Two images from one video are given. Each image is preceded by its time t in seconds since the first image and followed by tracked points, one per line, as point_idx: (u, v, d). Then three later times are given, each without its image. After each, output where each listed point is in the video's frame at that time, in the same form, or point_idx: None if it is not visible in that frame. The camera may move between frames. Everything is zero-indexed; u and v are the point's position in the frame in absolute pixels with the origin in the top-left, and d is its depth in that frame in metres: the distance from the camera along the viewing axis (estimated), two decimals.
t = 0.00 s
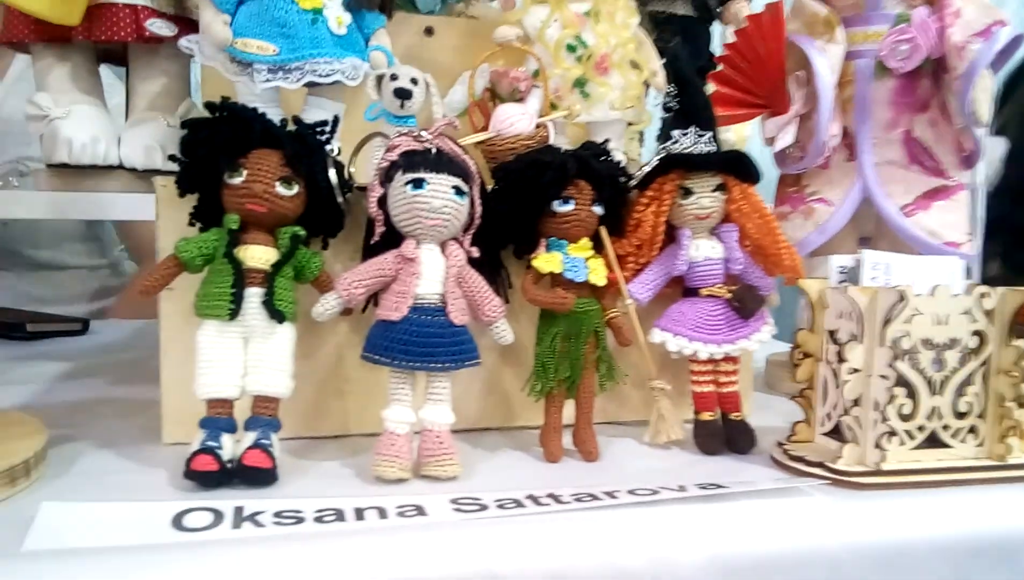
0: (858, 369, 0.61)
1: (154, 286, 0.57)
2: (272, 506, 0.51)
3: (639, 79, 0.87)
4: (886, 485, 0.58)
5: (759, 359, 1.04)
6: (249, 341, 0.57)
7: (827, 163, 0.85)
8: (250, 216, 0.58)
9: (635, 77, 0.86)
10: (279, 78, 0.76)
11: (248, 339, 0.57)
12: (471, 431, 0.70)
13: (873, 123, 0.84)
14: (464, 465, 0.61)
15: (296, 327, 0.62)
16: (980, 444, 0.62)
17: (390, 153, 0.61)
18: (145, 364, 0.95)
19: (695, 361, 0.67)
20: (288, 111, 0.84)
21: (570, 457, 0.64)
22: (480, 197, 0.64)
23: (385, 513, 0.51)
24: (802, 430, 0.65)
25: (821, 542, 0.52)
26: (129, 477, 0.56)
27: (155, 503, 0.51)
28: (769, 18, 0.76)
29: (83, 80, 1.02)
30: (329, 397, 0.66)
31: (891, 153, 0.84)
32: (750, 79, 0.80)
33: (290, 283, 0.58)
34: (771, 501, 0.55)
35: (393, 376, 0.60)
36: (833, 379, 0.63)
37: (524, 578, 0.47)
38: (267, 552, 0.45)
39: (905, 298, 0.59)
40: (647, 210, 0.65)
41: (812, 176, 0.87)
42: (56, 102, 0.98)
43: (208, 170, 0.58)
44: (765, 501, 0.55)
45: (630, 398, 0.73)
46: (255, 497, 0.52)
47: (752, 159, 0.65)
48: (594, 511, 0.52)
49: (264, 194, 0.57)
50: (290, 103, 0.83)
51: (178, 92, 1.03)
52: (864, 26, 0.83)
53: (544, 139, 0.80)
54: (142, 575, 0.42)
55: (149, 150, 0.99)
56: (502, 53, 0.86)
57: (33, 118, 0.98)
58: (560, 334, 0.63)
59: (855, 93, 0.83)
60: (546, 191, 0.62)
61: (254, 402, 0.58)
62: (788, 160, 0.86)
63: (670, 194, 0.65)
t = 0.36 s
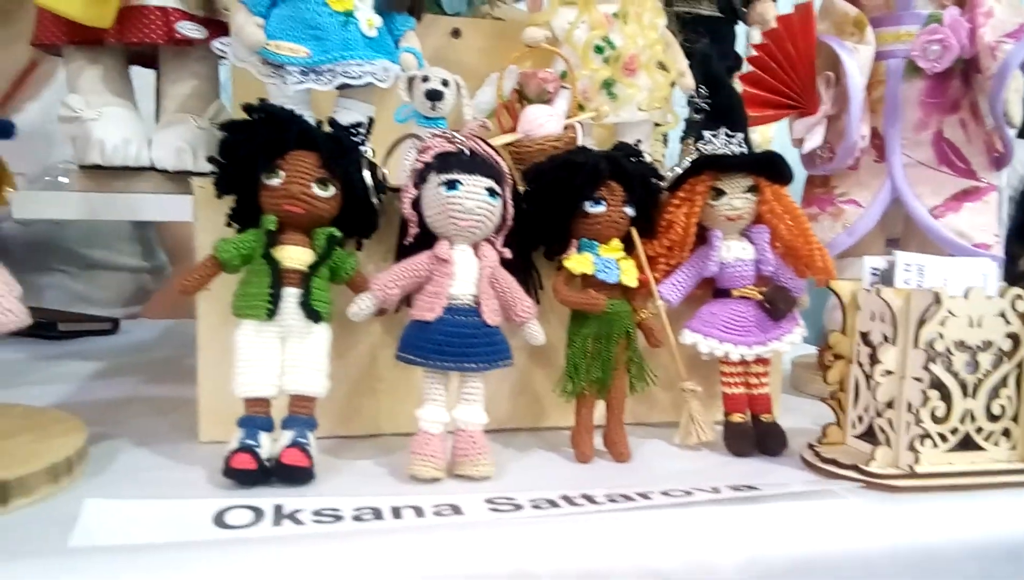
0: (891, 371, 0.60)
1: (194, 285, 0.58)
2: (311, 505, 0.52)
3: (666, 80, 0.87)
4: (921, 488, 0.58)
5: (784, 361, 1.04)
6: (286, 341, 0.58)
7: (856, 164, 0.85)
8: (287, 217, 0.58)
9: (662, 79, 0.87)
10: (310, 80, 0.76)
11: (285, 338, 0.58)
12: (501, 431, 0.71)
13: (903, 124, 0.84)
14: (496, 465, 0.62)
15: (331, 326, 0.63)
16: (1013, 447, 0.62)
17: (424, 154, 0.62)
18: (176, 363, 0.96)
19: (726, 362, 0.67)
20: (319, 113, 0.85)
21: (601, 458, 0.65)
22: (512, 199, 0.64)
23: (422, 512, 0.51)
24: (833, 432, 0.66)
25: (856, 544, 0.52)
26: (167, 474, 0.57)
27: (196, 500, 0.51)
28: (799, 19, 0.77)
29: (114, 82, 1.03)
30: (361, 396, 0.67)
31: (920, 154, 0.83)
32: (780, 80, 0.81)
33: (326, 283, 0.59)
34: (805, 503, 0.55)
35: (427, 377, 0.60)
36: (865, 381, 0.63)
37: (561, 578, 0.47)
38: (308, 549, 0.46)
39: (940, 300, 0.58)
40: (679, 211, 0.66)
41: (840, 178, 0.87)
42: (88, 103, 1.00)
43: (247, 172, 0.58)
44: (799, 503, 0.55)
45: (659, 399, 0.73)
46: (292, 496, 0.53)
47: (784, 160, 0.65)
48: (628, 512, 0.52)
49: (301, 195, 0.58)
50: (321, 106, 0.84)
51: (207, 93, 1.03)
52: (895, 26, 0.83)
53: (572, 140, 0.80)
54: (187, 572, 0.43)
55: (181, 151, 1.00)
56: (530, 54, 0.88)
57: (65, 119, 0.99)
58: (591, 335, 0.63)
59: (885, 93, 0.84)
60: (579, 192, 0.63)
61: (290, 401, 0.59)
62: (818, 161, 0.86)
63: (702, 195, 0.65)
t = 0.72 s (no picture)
0: (919, 374, 0.60)
1: (225, 292, 0.58)
2: (342, 508, 0.52)
3: (688, 83, 0.87)
4: (949, 491, 0.57)
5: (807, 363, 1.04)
6: (315, 346, 0.59)
7: (880, 165, 0.85)
8: (316, 224, 0.59)
9: (683, 82, 0.86)
10: (335, 87, 0.77)
11: (314, 343, 0.59)
12: (526, 435, 0.71)
13: (926, 125, 0.83)
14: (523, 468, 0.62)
15: (359, 331, 0.64)
16: None
17: (450, 160, 0.62)
18: (200, 367, 0.96)
19: (752, 365, 0.67)
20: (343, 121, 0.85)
21: (627, 461, 0.65)
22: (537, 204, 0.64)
23: (452, 516, 0.52)
24: (861, 435, 0.66)
25: (886, 547, 0.52)
26: (199, 478, 0.58)
27: (230, 504, 0.52)
28: (822, 21, 0.76)
29: (139, 90, 1.04)
30: (388, 400, 0.68)
31: (945, 154, 0.83)
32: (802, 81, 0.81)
33: (353, 288, 0.60)
34: (834, 507, 0.55)
35: (453, 381, 0.61)
36: (892, 383, 0.63)
37: None
38: (341, 553, 0.46)
39: (968, 302, 0.58)
40: (704, 214, 0.66)
41: (864, 179, 0.87)
42: (114, 111, 1.01)
43: (277, 179, 0.59)
44: (827, 506, 0.55)
45: (684, 402, 0.73)
46: (324, 499, 0.53)
47: (809, 162, 0.65)
48: (656, 515, 0.53)
49: (329, 202, 0.58)
50: (344, 113, 0.85)
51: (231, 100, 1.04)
52: (918, 27, 0.82)
53: (594, 144, 0.81)
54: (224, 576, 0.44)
55: (204, 158, 1.00)
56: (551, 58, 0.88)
57: (92, 126, 1.01)
58: (616, 338, 0.64)
59: (908, 94, 0.83)
60: (604, 196, 0.63)
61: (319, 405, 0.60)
62: (840, 163, 0.86)
63: (726, 199, 0.65)
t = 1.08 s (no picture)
0: (939, 379, 0.60)
1: (252, 295, 0.59)
2: (366, 508, 0.53)
3: (705, 88, 0.87)
4: (967, 497, 0.58)
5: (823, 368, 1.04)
6: (339, 347, 0.60)
7: (898, 171, 0.86)
8: (341, 227, 0.60)
9: (701, 87, 0.87)
10: (357, 92, 0.78)
11: (338, 344, 0.60)
12: (545, 437, 0.72)
13: (945, 131, 0.84)
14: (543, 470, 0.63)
15: (382, 334, 0.65)
16: None
17: (472, 165, 0.63)
18: (220, 368, 0.98)
19: (771, 369, 0.67)
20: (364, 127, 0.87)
21: (647, 464, 0.65)
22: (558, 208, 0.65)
23: (475, 516, 0.52)
24: (879, 439, 0.65)
25: (906, 551, 0.52)
26: (225, 477, 0.59)
27: (256, 503, 0.53)
28: (840, 29, 0.76)
29: (161, 94, 1.05)
30: (409, 401, 0.69)
31: (963, 160, 0.83)
32: (821, 86, 0.81)
33: (377, 292, 0.61)
34: (854, 511, 0.55)
35: (475, 383, 0.61)
36: (914, 389, 0.63)
37: None
38: (367, 551, 0.47)
39: (988, 308, 0.59)
40: (723, 219, 0.66)
41: (881, 185, 0.87)
42: (136, 115, 1.02)
43: (304, 183, 0.60)
44: (846, 510, 0.55)
45: (702, 406, 0.73)
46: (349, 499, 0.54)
47: (828, 167, 0.65)
48: (677, 518, 0.53)
49: (354, 206, 0.59)
50: (365, 118, 0.86)
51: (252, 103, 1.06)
52: (937, 33, 0.83)
53: (611, 149, 0.82)
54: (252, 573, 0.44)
55: (225, 162, 1.02)
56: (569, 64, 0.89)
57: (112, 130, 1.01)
58: (636, 342, 0.64)
59: (927, 101, 0.84)
60: (624, 201, 0.63)
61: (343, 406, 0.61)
62: (858, 169, 0.86)
63: (746, 204, 0.65)
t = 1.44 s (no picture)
0: (987, 383, 0.61)
1: (303, 295, 0.61)
2: (420, 504, 0.54)
3: (744, 91, 0.87)
4: (1017, 500, 0.58)
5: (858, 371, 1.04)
6: (390, 346, 0.61)
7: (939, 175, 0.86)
8: (392, 229, 0.61)
9: (739, 89, 0.87)
10: (400, 95, 0.79)
11: (388, 343, 0.61)
12: (588, 437, 0.72)
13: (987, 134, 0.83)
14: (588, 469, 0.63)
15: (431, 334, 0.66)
16: None
17: (519, 168, 0.64)
18: (261, 367, 0.99)
19: (815, 372, 0.68)
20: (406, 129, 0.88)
21: (691, 465, 0.66)
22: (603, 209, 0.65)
23: (527, 514, 0.53)
24: (925, 443, 0.66)
25: (957, 553, 0.52)
26: (278, 473, 0.60)
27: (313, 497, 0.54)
28: (882, 32, 0.79)
29: (201, 96, 1.06)
30: (453, 401, 0.70)
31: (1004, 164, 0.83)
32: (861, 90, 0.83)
33: (426, 293, 0.62)
34: (902, 513, 0.55)
35: (522, 382, 0.62)
36: (959, 393, 0.63)
37: None
38: (425, 545, 0.48)
39: None
40: (768, 223, 0.66)
41: (921, 188, 0.87)
42: (178, 117, 1.03)
43: (354, 185, 0.61)
44: (896, 512, 0.55)
45: (743, 408, 0.74)
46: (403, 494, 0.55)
47: (873, 171, 0.66)
48: (728, 518, 0.54)
49: (404, 208, 0.60)
50: (407, 121, 0.87)
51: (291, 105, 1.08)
52: (979, 38, 0.83)
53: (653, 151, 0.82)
54: (315, 566, 0.45)
55: (266, 164, 1.05)
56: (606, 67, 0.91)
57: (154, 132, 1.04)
58: (681, 344, 0.64)
59: (968, 104, 0.83)
60: (670, 203, 0.63)
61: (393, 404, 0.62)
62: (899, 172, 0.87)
63: (791, 206, 0.66)
